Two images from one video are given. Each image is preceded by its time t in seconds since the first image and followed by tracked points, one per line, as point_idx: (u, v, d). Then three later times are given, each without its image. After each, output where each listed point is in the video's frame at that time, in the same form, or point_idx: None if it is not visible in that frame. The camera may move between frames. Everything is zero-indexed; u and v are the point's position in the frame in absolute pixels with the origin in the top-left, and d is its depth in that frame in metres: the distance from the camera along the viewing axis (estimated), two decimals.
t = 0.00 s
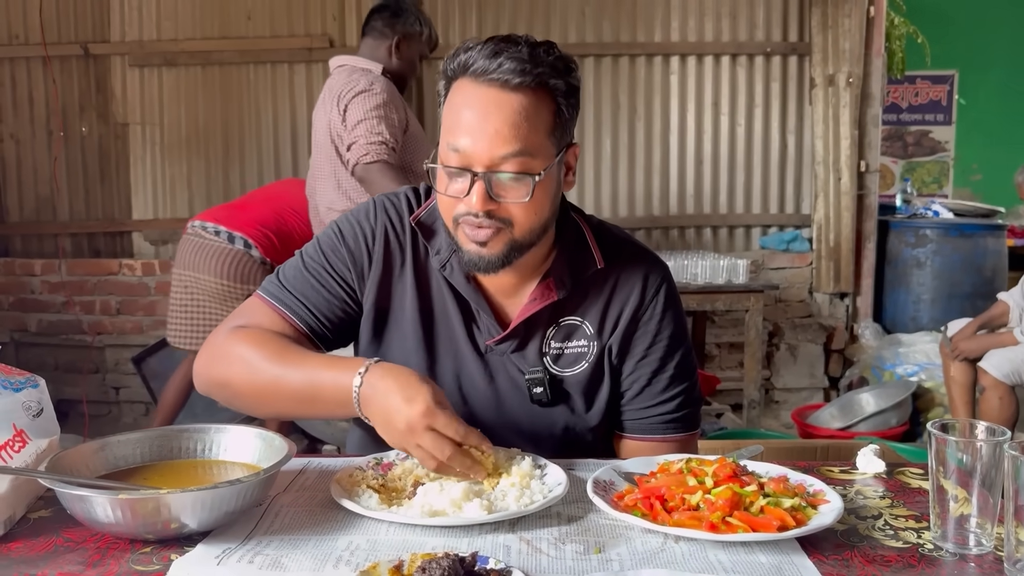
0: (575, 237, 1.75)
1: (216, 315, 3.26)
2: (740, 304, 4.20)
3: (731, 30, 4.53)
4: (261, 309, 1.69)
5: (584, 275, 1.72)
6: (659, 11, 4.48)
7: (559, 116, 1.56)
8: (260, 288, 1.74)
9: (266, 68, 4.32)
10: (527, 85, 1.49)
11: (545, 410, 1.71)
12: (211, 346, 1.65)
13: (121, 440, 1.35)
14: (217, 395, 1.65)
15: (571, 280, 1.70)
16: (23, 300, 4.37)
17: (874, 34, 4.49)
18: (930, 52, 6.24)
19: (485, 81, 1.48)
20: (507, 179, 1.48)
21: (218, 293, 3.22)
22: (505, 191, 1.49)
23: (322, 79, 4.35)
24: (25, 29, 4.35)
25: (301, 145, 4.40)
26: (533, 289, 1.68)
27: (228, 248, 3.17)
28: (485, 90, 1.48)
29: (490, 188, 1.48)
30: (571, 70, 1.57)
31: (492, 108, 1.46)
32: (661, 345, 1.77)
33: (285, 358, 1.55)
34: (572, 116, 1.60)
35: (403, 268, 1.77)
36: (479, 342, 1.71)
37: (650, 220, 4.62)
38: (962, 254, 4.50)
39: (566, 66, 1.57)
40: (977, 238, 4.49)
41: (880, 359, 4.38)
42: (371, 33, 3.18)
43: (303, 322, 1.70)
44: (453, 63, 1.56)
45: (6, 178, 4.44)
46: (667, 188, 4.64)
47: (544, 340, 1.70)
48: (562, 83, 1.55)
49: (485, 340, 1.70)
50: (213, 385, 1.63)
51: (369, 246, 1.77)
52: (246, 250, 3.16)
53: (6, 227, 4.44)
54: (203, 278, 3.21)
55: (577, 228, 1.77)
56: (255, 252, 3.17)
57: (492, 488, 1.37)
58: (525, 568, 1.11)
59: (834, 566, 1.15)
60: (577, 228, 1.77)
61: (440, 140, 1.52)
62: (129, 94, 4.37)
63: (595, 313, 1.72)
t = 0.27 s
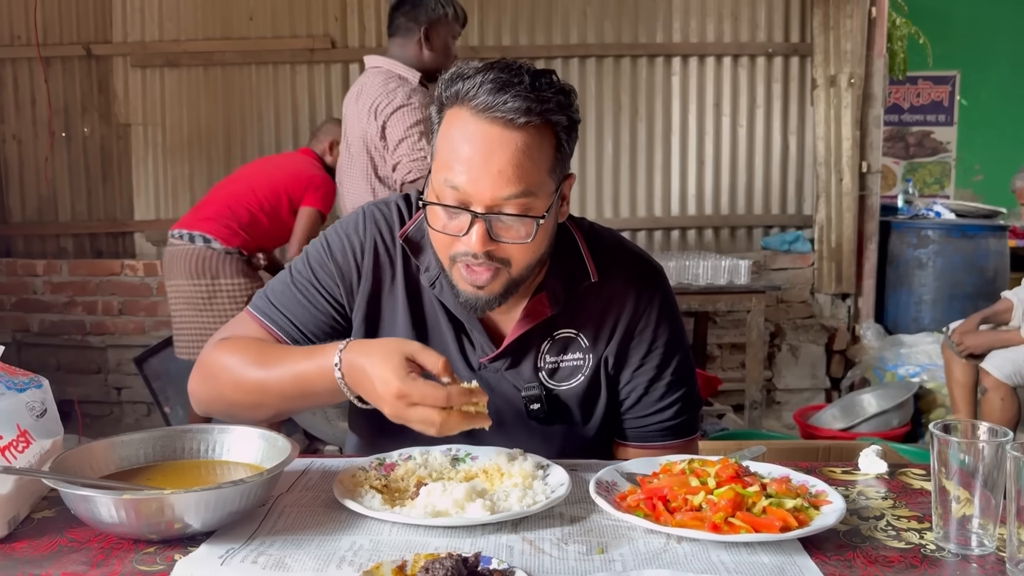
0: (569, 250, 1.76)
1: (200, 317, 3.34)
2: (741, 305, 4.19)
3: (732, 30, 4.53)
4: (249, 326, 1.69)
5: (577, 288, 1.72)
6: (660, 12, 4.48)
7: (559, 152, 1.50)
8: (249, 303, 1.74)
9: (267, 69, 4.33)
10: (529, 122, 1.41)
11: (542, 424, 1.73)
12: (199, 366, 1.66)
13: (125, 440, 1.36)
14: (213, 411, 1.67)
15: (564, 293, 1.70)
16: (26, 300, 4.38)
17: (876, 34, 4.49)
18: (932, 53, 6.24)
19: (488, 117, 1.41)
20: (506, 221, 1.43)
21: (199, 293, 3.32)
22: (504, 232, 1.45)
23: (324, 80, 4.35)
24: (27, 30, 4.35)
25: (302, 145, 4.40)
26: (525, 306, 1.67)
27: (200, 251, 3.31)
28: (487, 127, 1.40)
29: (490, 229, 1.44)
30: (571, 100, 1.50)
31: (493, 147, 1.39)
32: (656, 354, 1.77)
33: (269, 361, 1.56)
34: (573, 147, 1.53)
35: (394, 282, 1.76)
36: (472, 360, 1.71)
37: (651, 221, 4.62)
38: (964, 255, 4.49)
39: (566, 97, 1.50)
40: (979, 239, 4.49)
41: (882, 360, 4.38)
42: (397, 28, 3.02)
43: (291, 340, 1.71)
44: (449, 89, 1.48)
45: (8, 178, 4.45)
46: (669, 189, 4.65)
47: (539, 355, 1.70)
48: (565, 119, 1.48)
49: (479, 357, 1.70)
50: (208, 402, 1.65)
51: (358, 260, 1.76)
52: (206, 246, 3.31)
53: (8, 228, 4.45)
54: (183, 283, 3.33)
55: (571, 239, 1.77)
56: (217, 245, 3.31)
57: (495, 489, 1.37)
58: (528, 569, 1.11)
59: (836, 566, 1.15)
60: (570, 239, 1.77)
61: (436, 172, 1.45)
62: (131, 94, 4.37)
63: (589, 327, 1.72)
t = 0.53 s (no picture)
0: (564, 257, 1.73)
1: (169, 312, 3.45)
2: (743, 305, 4.19)
3: (734, 31, 4.53)
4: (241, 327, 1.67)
5: (572, 295, 1.71)
6: (662, 12, 4.48)
7: (558, 172, 1.45)
8: (241, 307, 1.72)
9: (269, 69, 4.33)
10: (529, 142, 1.37)
11: (540, 435, 1.73)
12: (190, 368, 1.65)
13: (128, 439, 1.36)
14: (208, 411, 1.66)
15: (559, 302, 1.68)
16: (28, 300, 4.38)
17: (878, 34, 4.49)
18: (934, 53, 6.23)
19: (486, 136, 1.36)
20: (503, 243, 1.38)
21: (165, 288, 3.43)
22: (501, 255, 1.40)
23: (325, 80, 4.35)
24: (29, 30, 4.36)
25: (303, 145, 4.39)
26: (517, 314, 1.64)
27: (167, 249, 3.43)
28: (485, 147, 1.36)
29: (486, 251, 1.39)
30: (572, 119, 1.47)
31: (491, 167, 1.35)
32: (654, 361, 1.78)
33: (262, 343, 1.54)
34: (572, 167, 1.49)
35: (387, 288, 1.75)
36: (466, 370, 1.69)
37: (652, 221, 4.62)
38: (965, 256, 4.50)
39: (566, 116, 1.46)
40: (981, 239, 4.49)
41: (883, 360, 4.38)
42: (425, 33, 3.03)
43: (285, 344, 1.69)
44: (446, 105, 1.44)
45: (10, 179, 4.46)
46: (671, 190, 4.65)
47: (534, 364, 1.69)
48: (564, 137, 1.44)
49: (473, 367, 1.69)
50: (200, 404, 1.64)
51: (352, 264, 1.75)
52: (162, 243, 3.44)
53: (10, 228, 4.46)
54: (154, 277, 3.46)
55: (566, 246, 1.74)
56: (171, 240, 3.44)
57: (497, 487, 1.37)
58: (531, 567, 1.11)
59: (839, 565, 1.15)
60: (565, 246, 1.74)
61: (430, 191, 1.41)
62: (133, 94, 4.38)
63: (586, 335, 1.72)
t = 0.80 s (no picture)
0: (562, 260, 1.70)
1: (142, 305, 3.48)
2: (744, 305, 4.19)
3: (735, 30, 4.53)
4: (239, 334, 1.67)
5: (570, 298, 1.68)
6: (663, 12, 4.49)
7: (560, 185, 1.45)
8: (239, 313, 1.72)
9: (270, 68, 4.34)
10: (532, 158, 1.36)
11: (540, 439, 1.74)
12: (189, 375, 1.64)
13: (131, 437, 1.36)
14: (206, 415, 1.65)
15: (558, 306, 1.67)
16: (29, 299, 4.38)
17: (879, 34, 4.48)
18: (935, 53, 6.23)
19: (489, 149, 1.35)
20: (501, 256, 1.39)
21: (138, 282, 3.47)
22: (499, 266, 1.41)
23: (327, 80, 4.35)
24: (30, 29, 4.36)
25: (305, 144, 4.40)
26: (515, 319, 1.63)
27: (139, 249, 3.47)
28: (487, 160, 1.35)
29: (484, 263, 1.40)
30: (575, 132, 1.46)
31: (492, 182, 1.34)
32: (653, 364, 1.79)
33: (265, 348, 1.54)
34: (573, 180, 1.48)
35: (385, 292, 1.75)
36: (465, 374, 1.69)
37: (654, 221, 4.62)
38: (966, 256, 4.50)
39: (570, 129, 1.45)
40: (982, 239, 4.49)
41: (884, 360, 4.39)
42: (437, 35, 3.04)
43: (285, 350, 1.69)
44: (448, 113, 1.43)
45: (13, 178, 4.46)
46: (672, 189, 4.65)
47: (534, 369, 1.69)
48: (567, 152, 1.43)
49: (472, 371, 1.68)
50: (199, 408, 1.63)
51: (349, 270, 1.75)
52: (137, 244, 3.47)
53: (12, 227, 4.46)
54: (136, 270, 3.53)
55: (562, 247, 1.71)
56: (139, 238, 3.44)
57: (499, 485, 1.37)
58: (533, 565, 1.12)
59: (840, 563, 1.16)
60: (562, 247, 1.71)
61: (430, 199, 1.40)
62: (134, 93, 4.38)
63: (585, 339, 1.72)
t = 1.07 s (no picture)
0: (565, 261, 1.69)
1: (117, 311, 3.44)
2: (744, 304, 4.20)
3: (736, 30, 4.54)
4: (242, 336, 1.68)
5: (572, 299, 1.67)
6: (664, 12, 4.49)
7: (562, 195, 1.44)
8: (241, 315, 1.73)
9: (272, 68, 4.35)
10: (533, 172, 1.35)
11: (543, 437, 1.75)
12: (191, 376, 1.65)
13: (135, 434, 1.37)
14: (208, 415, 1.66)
15: (560, 306, 1.67)
16: (30, 298, 4.39)
17: (879, 34, 4.49)
18: (936, 53, 6.24)
19: (490, 163, 1.34)
20: (504, 267, 1.39)
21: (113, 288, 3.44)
22: (501, 277, 1.41)
23: (328, 80, 4.36)
24: (33, 29, 4.37)
25: (306, 143, 4.41)
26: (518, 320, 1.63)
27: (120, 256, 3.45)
28: (488, 175, 1.34)
29: (486, 275, 1.40)
30: (577, 141, 1.45)
31: (492, 197, 1.33)
32: (655, 362, 1.80)
33: (267, 356, 1.55)
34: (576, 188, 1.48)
35: (388, 292, 1.76)
36: (468, 374, 1.69)
37: (654, 220, 4.62)
38: (967, 256, 4.51)
39: (572, 138, 1.44)
40: (982, 239, 4.49)
41: (885, 360, 4.40)
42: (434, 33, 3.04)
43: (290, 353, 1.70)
44: (449, 125, 1.42)
45: (15, 177, 4.47)
46: (673, 190, 4.66)
47: (536, 368, 1.69)
48: (569, 163, 1.42)
49: (474, 372, 1.68)
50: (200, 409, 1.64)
51: (351, 271, 1.76)
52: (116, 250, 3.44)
53: (13, 226, 4.47)
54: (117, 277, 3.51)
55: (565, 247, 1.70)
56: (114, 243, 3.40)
57: (501, 482, 1.38)
58: (534, 561, 1.13)
59: (839, 560, 1.16)
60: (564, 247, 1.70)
61: (433, 212, 1.40)
62: (136, 93, 4.38)
63: (587, 339, 1.72)
